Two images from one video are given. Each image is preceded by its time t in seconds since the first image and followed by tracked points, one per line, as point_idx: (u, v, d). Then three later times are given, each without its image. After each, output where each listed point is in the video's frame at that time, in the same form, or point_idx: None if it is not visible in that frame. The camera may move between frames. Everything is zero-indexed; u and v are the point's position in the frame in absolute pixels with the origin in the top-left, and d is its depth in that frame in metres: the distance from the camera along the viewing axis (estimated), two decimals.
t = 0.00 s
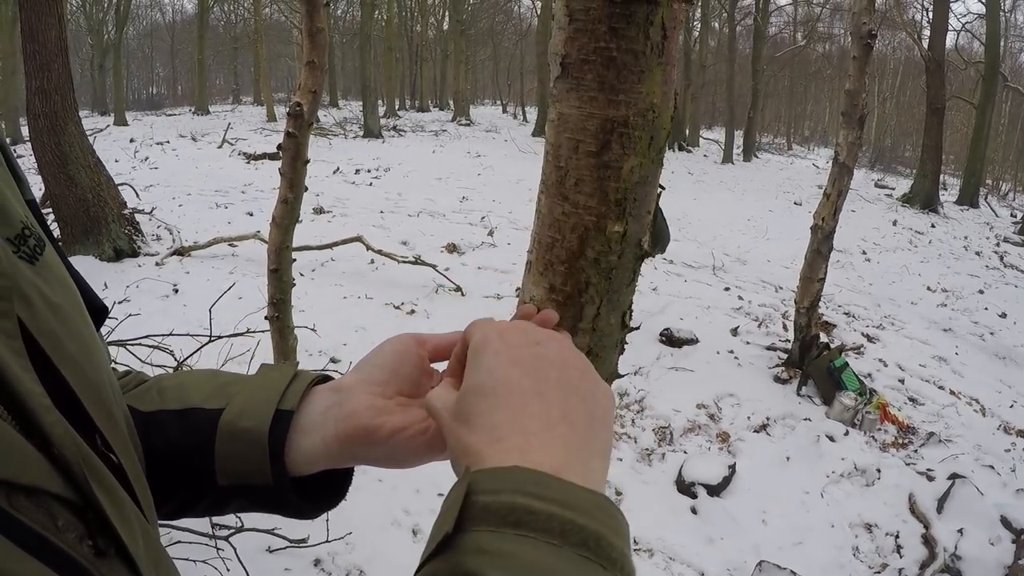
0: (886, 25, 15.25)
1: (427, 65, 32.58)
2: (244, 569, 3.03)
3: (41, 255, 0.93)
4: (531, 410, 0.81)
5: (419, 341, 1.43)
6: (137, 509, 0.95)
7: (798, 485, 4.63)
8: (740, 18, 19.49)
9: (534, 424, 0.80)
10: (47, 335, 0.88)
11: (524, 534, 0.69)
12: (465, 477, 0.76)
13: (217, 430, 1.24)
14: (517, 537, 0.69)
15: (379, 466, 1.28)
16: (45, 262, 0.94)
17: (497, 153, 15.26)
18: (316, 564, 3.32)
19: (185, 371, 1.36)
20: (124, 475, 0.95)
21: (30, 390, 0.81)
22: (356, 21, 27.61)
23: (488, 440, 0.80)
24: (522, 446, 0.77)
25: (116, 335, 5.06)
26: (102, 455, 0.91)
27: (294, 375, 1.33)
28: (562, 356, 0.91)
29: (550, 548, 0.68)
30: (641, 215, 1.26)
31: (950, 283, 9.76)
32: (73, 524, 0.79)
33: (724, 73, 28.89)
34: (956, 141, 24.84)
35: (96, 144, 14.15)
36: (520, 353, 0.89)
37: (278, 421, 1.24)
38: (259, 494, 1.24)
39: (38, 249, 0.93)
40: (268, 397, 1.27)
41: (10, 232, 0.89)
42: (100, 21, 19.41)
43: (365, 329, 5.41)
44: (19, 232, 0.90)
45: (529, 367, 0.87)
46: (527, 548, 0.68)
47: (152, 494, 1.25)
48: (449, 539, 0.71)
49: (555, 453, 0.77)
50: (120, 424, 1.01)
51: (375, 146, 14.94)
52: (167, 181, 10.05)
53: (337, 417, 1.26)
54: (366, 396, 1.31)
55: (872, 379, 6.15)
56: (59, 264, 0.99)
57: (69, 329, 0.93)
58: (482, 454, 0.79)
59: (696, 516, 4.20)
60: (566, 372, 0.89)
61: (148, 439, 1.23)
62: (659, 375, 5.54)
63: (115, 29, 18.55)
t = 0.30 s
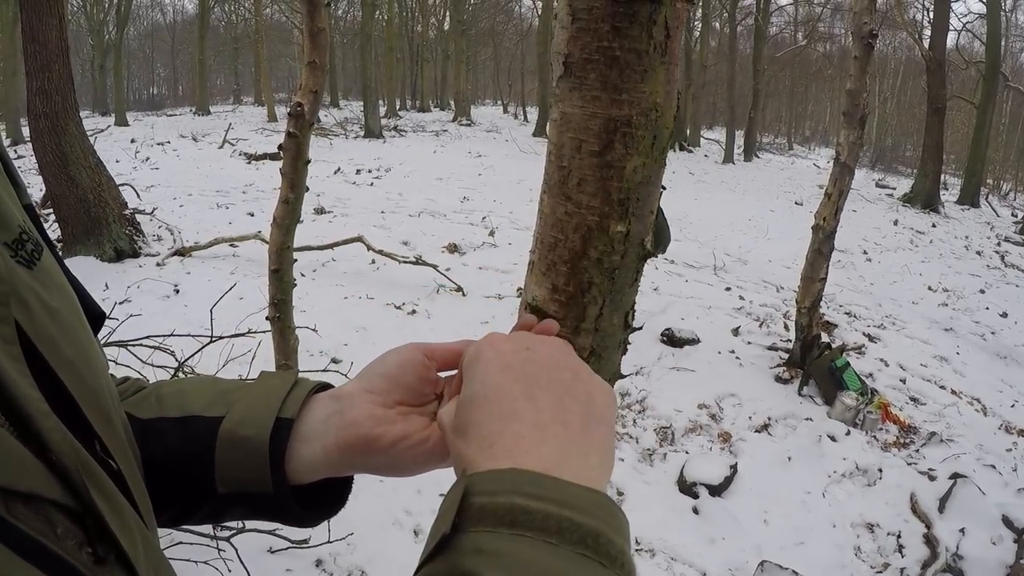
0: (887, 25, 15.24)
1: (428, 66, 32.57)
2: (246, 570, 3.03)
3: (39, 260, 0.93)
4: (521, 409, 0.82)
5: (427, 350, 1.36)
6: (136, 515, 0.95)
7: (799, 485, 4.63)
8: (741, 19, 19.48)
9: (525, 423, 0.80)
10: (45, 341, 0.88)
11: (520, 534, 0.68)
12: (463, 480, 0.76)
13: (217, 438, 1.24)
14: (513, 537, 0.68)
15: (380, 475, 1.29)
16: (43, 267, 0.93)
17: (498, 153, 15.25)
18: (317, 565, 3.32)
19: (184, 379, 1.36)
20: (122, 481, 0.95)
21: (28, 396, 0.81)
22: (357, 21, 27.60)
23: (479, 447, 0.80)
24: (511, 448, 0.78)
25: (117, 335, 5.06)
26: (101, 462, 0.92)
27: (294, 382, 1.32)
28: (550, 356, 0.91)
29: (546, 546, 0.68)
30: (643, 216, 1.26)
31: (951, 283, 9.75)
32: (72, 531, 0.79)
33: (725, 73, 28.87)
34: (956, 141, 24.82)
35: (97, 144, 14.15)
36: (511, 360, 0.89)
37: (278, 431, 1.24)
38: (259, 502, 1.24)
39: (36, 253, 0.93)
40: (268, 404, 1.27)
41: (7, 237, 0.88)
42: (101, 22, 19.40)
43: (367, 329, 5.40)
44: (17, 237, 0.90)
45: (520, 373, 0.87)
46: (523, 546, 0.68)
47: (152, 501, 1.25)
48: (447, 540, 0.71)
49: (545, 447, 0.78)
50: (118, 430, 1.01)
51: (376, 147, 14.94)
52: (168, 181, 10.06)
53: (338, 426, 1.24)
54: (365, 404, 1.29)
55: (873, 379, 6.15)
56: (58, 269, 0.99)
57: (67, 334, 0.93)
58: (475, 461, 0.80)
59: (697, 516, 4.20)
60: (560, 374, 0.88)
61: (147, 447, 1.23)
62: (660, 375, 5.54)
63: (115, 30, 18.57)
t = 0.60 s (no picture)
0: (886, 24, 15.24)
1: (428, 66, 32.57)
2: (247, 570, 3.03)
3: (39, 261, 0.93)
4: (534, 410, 0.81)
5: (432, 350, 1.33)
6: (140, 519, 0.94)
7: (800, 484, 4.62)
8: (741, 18, 19.48)
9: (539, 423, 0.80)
10: (46, 343, 0.88)
11: (530, 541, 0.68)
12: (473, 484, 0.77)
13: (221, 439, 1.24)
14: (524, 545, 0.68)
15: (384, 473, 1.29)
16: (44, 269, 0.93)
17: (498, 153, 15.26)
18: (318, 566, 3.32)
19: (185, 377, 1.35)
20: (125, 485, 0.95)
21: (30, 399, 0.80)
22: (357, 21, 27.61)
23: (493, 443, 0.80)
24: (523, 450, 0.77)
25: (118, 336, 5.06)
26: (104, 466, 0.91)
27: (295, 382, 1.31)
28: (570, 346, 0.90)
29: (556, 556, 0.68)
30: (644, 216, 1.25)
31: (951, 281, 9.75)
32: (76, 536, 0.78)
33: (724, 72, 28.86)
34: (956, 140, 24.82)
35: (98, 145, 14.16)
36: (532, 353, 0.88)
37: (282, 430, 1.23)
38: (262, 502, 1.25)
39: (36, 254, 0.93)
40: (271, 404, 1.26)
41: (8, 238, 0.88)
42: (101, 22, 19.38)
43: (367, 329, 5.41)
44: (17, 238, 0.90)
45: (538, 367, 0.86)
46: (532, 553, 0.67)
47: (155, 502, 1.25)
48: (457, 547, 0.71)
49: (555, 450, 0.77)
50: (120, 433, 1.01)
51: (375, 147, 14.95)
52: (168, 182, 10.06)
53: (343, 425, 1.23)
54: (368, 403, 1.27)
55: (874, 378, 6.15)
56: (58, 271, 0.99)
57: (68, 336, 0.93)
58: (487, 457, 0.80)
59: (698, 516, 4.19)
60: (580, 370, 0.88)
61: (149, 448, 1.23)
62: (661, 375, 5.54)
63: (115, 31, 18.57)
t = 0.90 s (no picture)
0: (886, 24, 15.24)
1: (428, 67, 32.54)
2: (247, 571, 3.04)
3: (38, 258, 0.93)
4: (625, 358, 0.77)
5: (434, 342, 1.42)
6: (150, 518, 0.96)
7: (800, 483, 4.63)
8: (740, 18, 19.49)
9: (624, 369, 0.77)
10: (50, 343, 0.88)
11: (573, 468, 0.70)
12: (535, 399, 0.78)
13: (224, 432, 1.23)
14: (565, 472, 0.70)
15: (388, 464, 1.30)
16: (44, 265, 0.94)
17: (497, 154, 15.26)
18: (318, 566, 3.33)
19: (186, 365, 1.35)
20: (134, 483, 0.96)
21: (37, 403, 0.81)
22: (356, 22, 27.61)
23: (575, 362, 0.77)
24: (596, 375, 0.76)
25: (117, 337, 5.06)
26: (112, 466, 0.92)
27: (299, 374, 1.32)
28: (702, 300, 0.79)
29: (596, 483, 0.70)
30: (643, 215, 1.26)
31: (951, 281, 9.76)
32: (90, 539, 0.80)
33: (724, 72, 28.86)
34: (956, 139, 24.81)
35: (97, 146, 14.16)
36: (664, 264, 0.78)
37: (288, 422, 1.23)
38: (266, 493, 1.25)
39: (37, 251, 0.94)
40: (274, 396, 1.26)
41: (7, 235, 0.89)
42: (100, 23, 19.35)
43: (367, 330, 5.41)
44: (16, 235, 0.90)
45: (659, 302, 0.78)
46: (573, 479, 0.70)
47: (157, 492, 1.26)
48: (503, 474, 0.74)
49: (621, 411, 0.75)
50: (126, 429, 1.02)
51: (375, 147, 14.96)
52: (168, 183, 10.06)
53: (347, 417, 1.26)
54: (373, 395, 1.31)
55: (873, 378, 6.15)
56: (58, 266, 0.99)
57: (72, 333, 0.93)
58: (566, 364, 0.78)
59: (697, 516, 4.20)
60: (703, 314, 0.79)
61: (151, 440, 1.23)
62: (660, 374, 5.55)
63: (114, 31, 18.58)
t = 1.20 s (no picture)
0: (886, 23, 15.23)
1: (428, 66, 32.53)
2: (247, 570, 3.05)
3: (33, 247, 0.93)
4: (622, 277, 0.87)
5: (425, 331, 1.44)
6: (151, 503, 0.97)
7: (799, 482, 4.63)
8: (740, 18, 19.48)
9: (619, 284, 0.87)
10: (50, 331, 0.89)
11: (572, 360, 0.78)
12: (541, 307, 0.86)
13: (218, 421, 1.23)
14: (565, 362, 0.78)
15: (379, 452, 1.31)
16: (38, 254, 0.94)
17: (497, 153, 15.26)
18: (318, 565, 3.34)
19: (179, 354, 1.35)
20: (134, 468, 0.97)
21: (43, 390, 0.82)
22: (356, 22, 27.60)
23: (578, 276, 0.87)
24: (597, 286, 0.86)
25: (116, 337, 5.07)
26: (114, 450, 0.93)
27: (291, 364, 1.32)
28: (692, 233, 0.92)
29: (593, 376, 0.77)
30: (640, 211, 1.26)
31: (951, 280, 9.75)
32: (97, 522, 0.82)
33: (724, 72, 28.85)
34: (956, 138, 24.78)
35: (97, 146, 14.16)
36: (658, 197, 0.91)
37: (281, 413, 1.24)
38: (259, 483, 1.25)
39: (30, 241, 0.93)
40: (266, 388, 1.27)
41: (4, 226, 0.89)
42: (100, 23, 19.34)
43: (367, 329, 5.41)
44: (11, 225, 0.90)
45: (655, 230, 0.90)
46: (570, 371, 0.77)
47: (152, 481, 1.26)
48: (509, 371, 0.81)
49: (618, 319, 0.85)
50: (122, 415, 1.02)
51: (375, 147, 14.96)
52: (168, 183, 10.06)
53: (338, 407, 1.26)
54: (365, 385, 1.31)
55: (873, 377, 6.16)
56: (50, 254, 0.99)
57: (69, 321, 0.94)
58: (568, 277, 0.87)
59: (697, 515, 4.20)
60: (688, 247, 0.92)
61: (145, 429, 1.23)
62: (660, 373, 5.54)
63: (114, 32, 18.59)
